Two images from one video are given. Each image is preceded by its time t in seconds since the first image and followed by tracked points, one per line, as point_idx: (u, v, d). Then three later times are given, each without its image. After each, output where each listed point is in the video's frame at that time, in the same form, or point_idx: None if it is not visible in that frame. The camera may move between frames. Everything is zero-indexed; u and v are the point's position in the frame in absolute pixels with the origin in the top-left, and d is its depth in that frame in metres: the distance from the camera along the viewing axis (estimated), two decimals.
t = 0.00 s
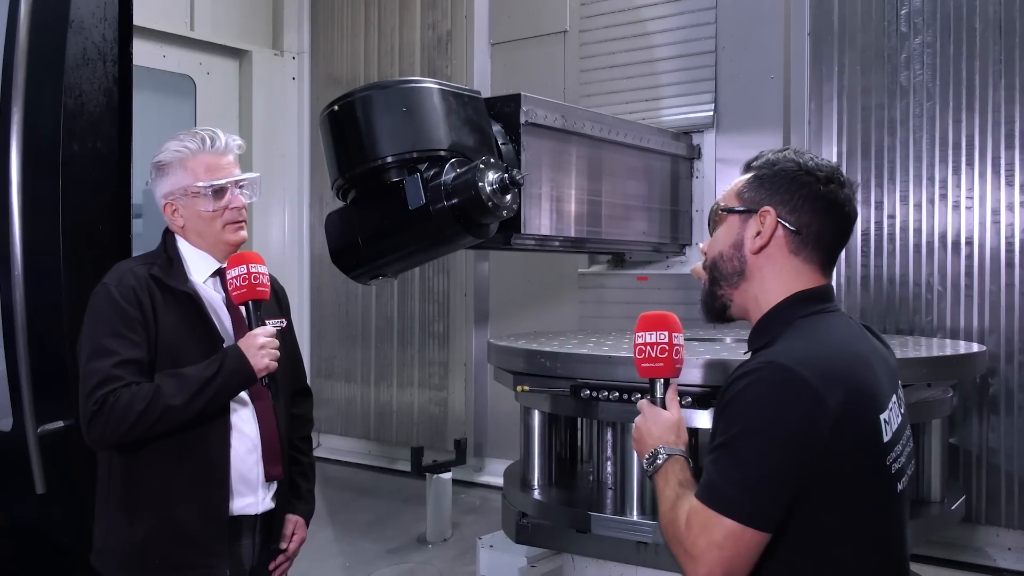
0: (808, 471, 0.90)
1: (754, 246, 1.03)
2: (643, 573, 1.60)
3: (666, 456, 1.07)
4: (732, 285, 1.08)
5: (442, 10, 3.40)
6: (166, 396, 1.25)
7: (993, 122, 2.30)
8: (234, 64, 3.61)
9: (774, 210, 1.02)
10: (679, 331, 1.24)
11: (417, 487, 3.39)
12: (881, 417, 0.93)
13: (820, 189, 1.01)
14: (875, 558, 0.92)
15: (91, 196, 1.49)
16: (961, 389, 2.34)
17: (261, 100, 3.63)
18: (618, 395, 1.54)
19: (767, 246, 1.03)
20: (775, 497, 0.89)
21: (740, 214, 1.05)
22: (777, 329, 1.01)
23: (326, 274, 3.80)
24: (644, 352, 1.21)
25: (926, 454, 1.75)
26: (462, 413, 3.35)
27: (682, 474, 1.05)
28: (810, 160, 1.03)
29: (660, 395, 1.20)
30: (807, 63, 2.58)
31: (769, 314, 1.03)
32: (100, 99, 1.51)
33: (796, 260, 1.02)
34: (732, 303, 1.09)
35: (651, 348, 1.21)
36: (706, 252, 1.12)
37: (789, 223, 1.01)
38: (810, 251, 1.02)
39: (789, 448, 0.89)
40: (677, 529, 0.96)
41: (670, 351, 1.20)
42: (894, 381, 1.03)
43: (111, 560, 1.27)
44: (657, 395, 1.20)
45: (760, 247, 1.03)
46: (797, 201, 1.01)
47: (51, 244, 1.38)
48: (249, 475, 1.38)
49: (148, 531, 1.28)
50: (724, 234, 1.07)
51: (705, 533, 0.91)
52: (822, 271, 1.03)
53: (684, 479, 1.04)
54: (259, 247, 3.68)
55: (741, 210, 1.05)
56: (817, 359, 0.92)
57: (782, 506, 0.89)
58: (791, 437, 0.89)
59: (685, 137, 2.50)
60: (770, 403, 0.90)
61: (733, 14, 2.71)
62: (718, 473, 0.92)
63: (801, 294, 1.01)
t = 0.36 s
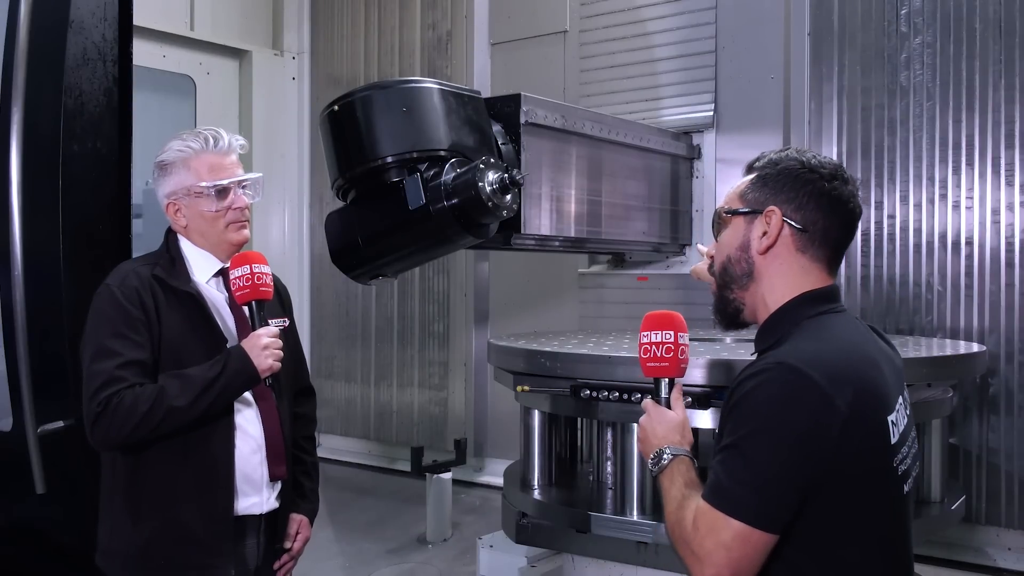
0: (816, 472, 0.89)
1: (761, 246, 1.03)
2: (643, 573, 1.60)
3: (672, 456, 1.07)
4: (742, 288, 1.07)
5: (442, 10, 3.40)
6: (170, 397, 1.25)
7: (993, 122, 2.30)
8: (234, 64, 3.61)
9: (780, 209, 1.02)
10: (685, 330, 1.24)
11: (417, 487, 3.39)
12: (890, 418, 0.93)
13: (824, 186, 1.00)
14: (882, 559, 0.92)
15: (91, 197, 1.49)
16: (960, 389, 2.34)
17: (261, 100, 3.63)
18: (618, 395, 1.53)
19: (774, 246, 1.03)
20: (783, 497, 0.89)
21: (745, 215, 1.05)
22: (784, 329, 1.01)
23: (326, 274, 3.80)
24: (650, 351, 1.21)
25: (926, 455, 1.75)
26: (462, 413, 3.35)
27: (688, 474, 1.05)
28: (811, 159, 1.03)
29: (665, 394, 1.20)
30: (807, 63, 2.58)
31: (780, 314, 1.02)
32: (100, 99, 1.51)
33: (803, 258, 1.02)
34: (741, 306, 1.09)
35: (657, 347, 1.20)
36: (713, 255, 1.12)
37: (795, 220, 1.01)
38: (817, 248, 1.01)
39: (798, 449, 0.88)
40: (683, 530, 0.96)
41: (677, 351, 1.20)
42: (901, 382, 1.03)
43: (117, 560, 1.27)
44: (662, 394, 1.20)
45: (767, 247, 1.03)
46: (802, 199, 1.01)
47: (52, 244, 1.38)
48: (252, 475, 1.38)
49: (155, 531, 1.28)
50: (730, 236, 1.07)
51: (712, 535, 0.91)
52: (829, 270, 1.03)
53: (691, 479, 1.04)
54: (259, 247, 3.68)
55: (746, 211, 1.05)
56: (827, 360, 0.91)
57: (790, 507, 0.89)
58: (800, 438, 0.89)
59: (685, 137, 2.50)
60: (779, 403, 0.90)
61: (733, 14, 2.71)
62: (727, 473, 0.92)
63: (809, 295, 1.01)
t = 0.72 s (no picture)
0: (823, 473, 0.89)
1: (767, 249, 1.03)
2: (643, 573, 1.60)
3: (678, 464, 1.06)
4: (747, 289, 1.07)
5: (442, 10, 3.39)
6: (170, 398, 1.25)
7: (993, 122, 2.30)
8: (234, 64, 3.60)
9: (786, 212, 1.02)
10: (686, 337, 1.23)
11: (417, 487, 3.39)
12: (895, 419, 0.93)
13: (832, 187, 1.00)
14: (888, 558, 0.92)
15: (91, 197, 1.49)
16: (961, 389, 2.34)
17: (261, 101, 3.63)
18: (618, 395, 1.53)
19: (779, 249, 1.03)
20: (790, 499, 0.89)
21: (751, 217, 1.05)
22: (791, 329, 1.01)
23: (326, 274, 3.80)
24: (653, 359, 1.20)
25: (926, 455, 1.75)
26: (462, 413, 3.35)
27: (695, 481, 1.05)
28: (818, 157, 1.02)
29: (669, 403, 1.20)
30: (807, 63, 2.58)
31: (784, 318, 1.03)
32: (100, 99, 1.51)
33: (809, 262, 1.02)
34: (746, 306, 1.09)
35: (660, 355, 1.20)
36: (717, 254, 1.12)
37: (802, 224, 1.01)
38: (822, 251, 1.02)
39: (805, 449, 0.89)
40: (692, 536, 0.96)
41: (679, 359, 1.19)
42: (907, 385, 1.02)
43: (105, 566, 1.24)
44: (667, 404, 1.19)
45: (773, 251, 1.03)
46: (808, 202, 1.01)
47: (52, 244, 1.38)
48: (247, 477, 1.40)
49: (149, 534, 1.27)
50: (735, 237, 1.07)
51: (721, 538, 0.91)
52: (836, 271, 1.03)
53: (697, 487, 1.03)
54: (259, 247, 3.67)
55: (752, 212, 1.04)
56: (831, 361, 0.92)
57: (798, 509, 0.89)
58: (806, 439, 0.89)
59: (685, 137, 2.50)
60: (785, 405, 0.90)
61: (733, 13, 2.71)
62: (734, 476, 0.92)
63: (814, 297, 1.01)
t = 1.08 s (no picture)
0: (856, 465, 0.90)
1: (763, 271, 1.03)
2: (643, 573, 1.60)
3: (687, 471, 1.04)
4: (747, 303, 1.08)
5: (442, 10, 3.39)
6: (165, 401, 1.25)
7: (993, 122, 2.30)
8: (234, 64, 3.60)
9: (776, 234, 1.01)
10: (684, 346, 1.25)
11: (417, 487, 3.39)
12: (916, 411, 0.95)
13: (822, 199, 0.99)
14: (908, 555, 0.93)
15: (91, 197, 1.49)
16: (961, 389, 2.34)
17: (262, 100, 3.63)
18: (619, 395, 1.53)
19: (774, 269, 1.03)
20: (823, 494, 0.89)
21: (741, 237, 1.04)
22: (797, 335, 1.00)
23: (326, 274, 3.81)
24: (653, 367, 1.21)
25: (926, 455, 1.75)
26: (462, 413, 3.35)
27: (707, 485, 1.03)
28: (803, 166, 1.00)
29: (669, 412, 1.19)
30: (807, 63, 2.58)
31: (781, 333, 1.04)
32: (100, 99, 1.50)
33: (804, 276, 1.02)
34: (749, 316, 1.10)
35: (660, 363, 1.21)
36: (712, 267, 1.12)
37: (794, 242, 1.00)
38: (816, 265, 1.02)
39: (839, 441, 0.89)
40: (721, 536, 0.95)
41: (679, 366, 1.21)
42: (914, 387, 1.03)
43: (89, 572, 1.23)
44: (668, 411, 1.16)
45: (768, 272, 1.03)
46: (798, 218, 1.00)
47: (51, 244, 1.39)
48: (230, 482, 1.42)
49: (132, 543, 1.26)
50: (729, 256, 1.06)
51: (756, 536, 0.90)
52: (836, 272, 1.03)
53: (712, 492, 1.01)
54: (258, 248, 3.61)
55: (741, 232, 1.04)
56: (858, 353, 0.92)
57: (831, 502, 0.89)
58: (840, 430, 0.89)
59: (685, 137, 2.49)
60: (817, 397, 0.90)
61: (734, 14, 2.71)
62: (764, 471, 0.91)
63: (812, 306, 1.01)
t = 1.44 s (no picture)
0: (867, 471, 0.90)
1: (762, 278, 1.03)
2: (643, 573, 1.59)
3: (688, 474, 1.04)
4: (746, 310, 1.08)
5: (442, 10, 3.39)
6: (163, 401, 1.25)
7: (993, 122, 2.30)
8: (234, 64, 3.60)
9: (773, 240, 1.01)
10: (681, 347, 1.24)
11: (417, 487, 3.39)
12: (920, 415, 0.96)
13: (816, 202, 0.99)
14: (912, 555, 0.94)
15: (91, 197, 1.49)
16: (961, 389, 2.34)
17: (262, 100, 3.63)
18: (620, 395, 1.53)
19: (773, 275, 1.02)
20: (834, 500, 0.89)
21: (737, 245, 1.04)
22: (801, 339, 1.00)
23: (326, 274, 3.80)
24: (650, 368, 1.20)
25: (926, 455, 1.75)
26: (462, 413, 3.35)
27: (709, 489, 1.03)
28: (794, 169, 1.00)
29: (665, 411, 1.18)
30: (807, 63, 2.58)
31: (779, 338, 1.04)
32: (100, 99, 1.50)
33: (802, 281, 1.03)
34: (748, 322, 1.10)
35: (658, 364, 1.20)
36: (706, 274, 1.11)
37: (791, 247, 1.00)
38: (813, 269, 1.02)
39: (850, 448, 0.89)
40: (730, 544, 0.94)
41: (677, 367, 1.20)
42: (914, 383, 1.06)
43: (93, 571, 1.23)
44: (663, 410, 1.18)
45: (767, 279, 1.02)
46: (793, 222, 1.00)
47: (51, 243, 1.38)
48: (237, 479, 1.42)
49: (135, 542, 1.26)
50: (725, 264, 1.06)
51: (767, 545, 0.89)
52: (831, 273, 1.04)
53: (712, 494, 1.02)
54: (258, 247, 3.65)
55: (737, 240, 1.04)
56: (868, 359, 0.93)
57: (842, 508, 0.89)
58: (852, 437, 0.89)
59: (685, 137, 2.49)
60: (830, 403, 0.90)
61: (734, 14, 2.71)
62: (776, 477, 0.91)
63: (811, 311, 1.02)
